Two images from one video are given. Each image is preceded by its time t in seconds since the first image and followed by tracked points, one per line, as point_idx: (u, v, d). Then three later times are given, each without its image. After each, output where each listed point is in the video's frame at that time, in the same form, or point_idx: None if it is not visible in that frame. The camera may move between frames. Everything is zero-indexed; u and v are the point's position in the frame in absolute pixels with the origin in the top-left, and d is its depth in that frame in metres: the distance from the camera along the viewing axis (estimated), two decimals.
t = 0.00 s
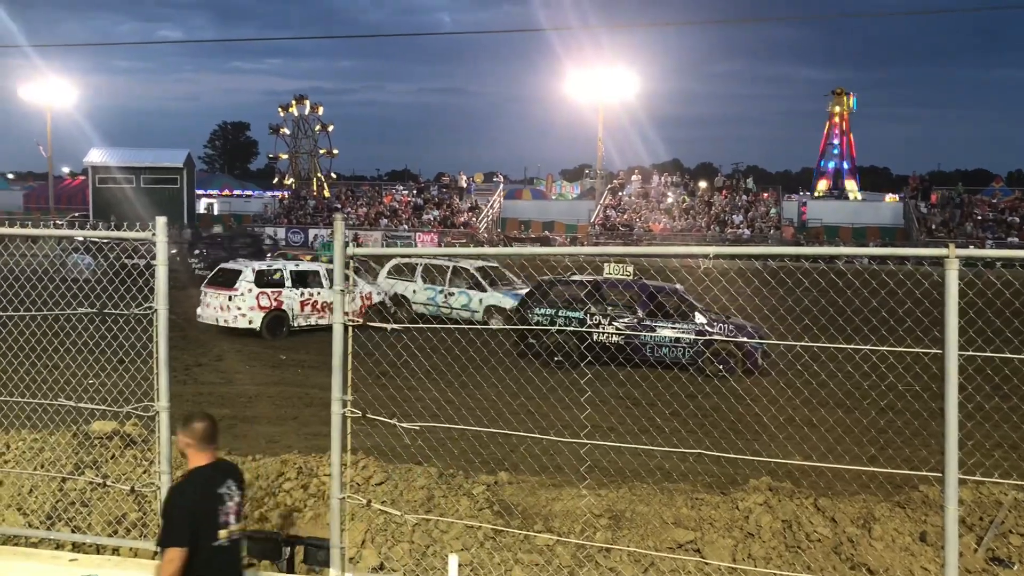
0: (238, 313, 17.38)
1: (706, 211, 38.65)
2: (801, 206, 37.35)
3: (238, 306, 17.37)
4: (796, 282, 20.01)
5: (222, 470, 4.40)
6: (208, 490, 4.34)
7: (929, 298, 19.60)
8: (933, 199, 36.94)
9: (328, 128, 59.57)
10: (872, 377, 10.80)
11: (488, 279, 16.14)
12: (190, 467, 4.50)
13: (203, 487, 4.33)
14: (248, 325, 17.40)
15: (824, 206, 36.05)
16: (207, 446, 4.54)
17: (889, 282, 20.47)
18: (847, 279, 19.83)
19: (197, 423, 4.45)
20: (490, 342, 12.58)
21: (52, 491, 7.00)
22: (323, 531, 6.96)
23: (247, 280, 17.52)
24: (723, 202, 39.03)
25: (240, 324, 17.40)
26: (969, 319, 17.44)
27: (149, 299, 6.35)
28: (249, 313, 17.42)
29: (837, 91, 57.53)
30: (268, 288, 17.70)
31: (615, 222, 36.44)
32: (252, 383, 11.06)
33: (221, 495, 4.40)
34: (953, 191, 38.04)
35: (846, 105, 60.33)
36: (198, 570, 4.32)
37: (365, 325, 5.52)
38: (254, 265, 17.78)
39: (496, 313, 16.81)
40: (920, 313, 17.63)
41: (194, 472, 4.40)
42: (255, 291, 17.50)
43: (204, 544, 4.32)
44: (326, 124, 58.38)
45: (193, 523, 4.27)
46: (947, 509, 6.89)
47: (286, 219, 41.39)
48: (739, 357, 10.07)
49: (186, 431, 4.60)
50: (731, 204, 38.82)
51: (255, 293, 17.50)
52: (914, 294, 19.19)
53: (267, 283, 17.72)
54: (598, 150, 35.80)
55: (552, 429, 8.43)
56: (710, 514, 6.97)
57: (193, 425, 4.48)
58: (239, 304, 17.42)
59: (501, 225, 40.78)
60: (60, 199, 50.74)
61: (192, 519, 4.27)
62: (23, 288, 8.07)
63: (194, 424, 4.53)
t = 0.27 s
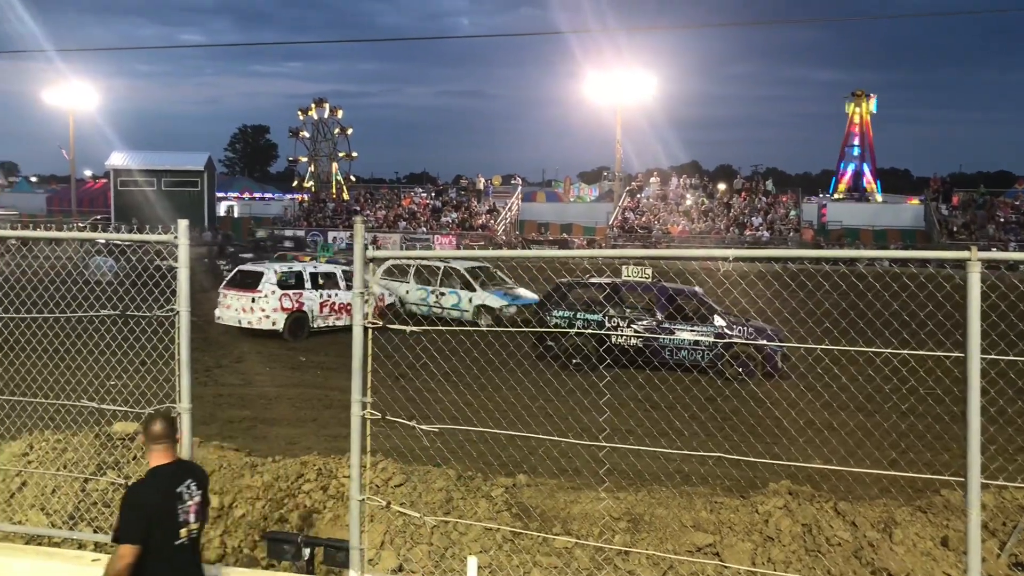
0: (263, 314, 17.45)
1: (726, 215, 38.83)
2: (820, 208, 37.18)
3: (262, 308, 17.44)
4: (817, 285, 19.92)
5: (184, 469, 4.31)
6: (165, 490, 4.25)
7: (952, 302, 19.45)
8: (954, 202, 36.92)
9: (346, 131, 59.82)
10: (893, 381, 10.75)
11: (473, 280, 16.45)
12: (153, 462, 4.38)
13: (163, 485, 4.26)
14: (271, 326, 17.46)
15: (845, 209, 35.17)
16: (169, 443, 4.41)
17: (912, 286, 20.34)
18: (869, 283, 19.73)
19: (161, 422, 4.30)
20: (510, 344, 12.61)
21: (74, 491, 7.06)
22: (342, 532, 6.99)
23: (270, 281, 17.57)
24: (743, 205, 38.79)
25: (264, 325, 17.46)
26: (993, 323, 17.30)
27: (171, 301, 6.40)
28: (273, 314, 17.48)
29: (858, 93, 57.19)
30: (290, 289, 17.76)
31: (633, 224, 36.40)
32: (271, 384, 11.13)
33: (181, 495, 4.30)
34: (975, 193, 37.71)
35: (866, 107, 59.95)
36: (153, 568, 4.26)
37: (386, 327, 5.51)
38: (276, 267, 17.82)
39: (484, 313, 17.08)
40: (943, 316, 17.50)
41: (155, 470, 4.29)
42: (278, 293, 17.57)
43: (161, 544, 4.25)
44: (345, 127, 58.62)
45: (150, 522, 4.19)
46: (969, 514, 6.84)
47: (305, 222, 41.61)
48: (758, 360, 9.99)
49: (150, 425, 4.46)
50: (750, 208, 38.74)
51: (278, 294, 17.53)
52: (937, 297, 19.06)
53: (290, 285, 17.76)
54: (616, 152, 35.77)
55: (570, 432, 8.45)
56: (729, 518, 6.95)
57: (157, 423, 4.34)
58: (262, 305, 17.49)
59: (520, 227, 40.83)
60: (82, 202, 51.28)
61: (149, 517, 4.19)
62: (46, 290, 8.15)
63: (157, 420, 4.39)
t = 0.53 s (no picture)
0: (304, 313, 17.67)
1: (760, 214, 38.70)
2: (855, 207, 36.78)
3: (302, 308, 17.66)
4: (855, 285, 19.70)
5: (168, 456, 4.21)
6: (148, 475, 4.14)
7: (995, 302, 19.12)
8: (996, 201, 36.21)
9: (376, 132, 60.15)
10: (931, 383, 10.61)
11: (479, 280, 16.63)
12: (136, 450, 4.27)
13: (146, 471, 4.14)
14: (311, 326, 17.66)
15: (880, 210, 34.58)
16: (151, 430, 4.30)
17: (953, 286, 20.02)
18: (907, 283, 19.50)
19: (145, 408, 4.20)
20: (543, 344, 12.65)
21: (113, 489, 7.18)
22: (377, 531, 7.04)
23: (310, 282, 17.78)
24: (777, 204, 38.28)
25: (304, 325, 17.67)
26: None
27: (208, 302, 6.47)
28: (313, 314, 17.70)
29: (895, 91, 56.52)
30: (329, 289, 17.95)
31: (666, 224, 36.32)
32: (304, 384, 11.27)
33: (163, 481, 4.20)
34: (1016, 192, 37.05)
35: (903, 104, 59.16)
36: (135, 556, 4.12)
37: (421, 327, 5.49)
38: (316, 267, 18.05)
39: (491, 312, 17.19)
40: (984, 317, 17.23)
41: (138, 457, 4.17)
42: (318, 293, 17.78)
43: (144, 531, 4.12)
44: (376, 127, 59.04)
45: (133, 509, 4.07)
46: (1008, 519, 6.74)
47: (338, 224, 42.00)
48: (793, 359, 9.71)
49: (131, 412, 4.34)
50: (785, 206, 38.39)
51: (317, 295, 17.74)
52: (979, 297, 18.75)
53: (329, 285, 17.96)
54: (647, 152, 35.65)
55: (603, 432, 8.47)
56: (763, 520, 6.91)
57: (139, 409, 4.23)
58: (303, 305, 17.70)
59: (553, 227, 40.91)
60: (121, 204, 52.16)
61: (131, 504, 4.07)
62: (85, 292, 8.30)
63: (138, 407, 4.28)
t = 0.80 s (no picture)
0: (357, 311, 17.96)
1: (809, 210, 38.46)
2: (907, 202, 36.02)
3: (354, 305, 17.96)
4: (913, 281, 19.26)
5: (167, 452, 4.50)
6: (146, 471, 4.42)
7: None
8: None
9: (417, 131, 60.45)
10: (990, 384, 10.35)
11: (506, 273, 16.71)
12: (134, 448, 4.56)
13: (145, 468, 4.42)
14: (364, 323, 17.95)
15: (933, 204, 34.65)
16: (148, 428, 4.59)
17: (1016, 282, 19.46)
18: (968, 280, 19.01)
19: (143, 408, 4.49)
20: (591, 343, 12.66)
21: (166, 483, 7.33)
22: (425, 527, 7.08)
23: (362, 280, 18.06)
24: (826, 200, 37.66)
25: (357, 322, 17.96)
26: None
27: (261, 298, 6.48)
28: (366, 311, 17.98)
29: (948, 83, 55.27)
30: (380, 287, 18.20)
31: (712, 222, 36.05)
32: (349, 382, 11.42)
33: (161, 476, 4.49)
34: None
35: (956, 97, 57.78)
36: (137, 547, 4.41)
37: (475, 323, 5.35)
38: (367, 265, 18.32)
39: (518, 306, 17.17)
40: None
41: (137, 454, 4.46)
42: (369, 291, 18.06)
43: (144, 523, 4.41)
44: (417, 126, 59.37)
45: (134, 504, 4.34)
46: None
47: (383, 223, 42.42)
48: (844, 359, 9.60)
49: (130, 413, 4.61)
50: (834, 203, 37.76)
51: (369, 293, 18.01)
52: None
53: (379, 283, 18.22)
54: (693, 149, 35.36)
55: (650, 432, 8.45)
56: (814, 520, 6.81)
57: (136, 410, 4.51)
58: (354, 303, 17.99)
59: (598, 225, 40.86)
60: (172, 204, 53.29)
61: (132, 499, 4.34)
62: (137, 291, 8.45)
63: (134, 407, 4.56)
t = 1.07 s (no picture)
0: (408, 306, 18.30)
1: (862, 206, 37.24)
2: (964, 198, 35.13)
3: (405, 301, 18.29)
4: (977, 280, 18.75)
5: (158, 439, 4.68)
6: (137, 458, 4.61)
7: None
8: None
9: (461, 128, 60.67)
10: None
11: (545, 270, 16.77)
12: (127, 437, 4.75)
13: (137, 456, 4.61)
14: (415, 318, 18.26)
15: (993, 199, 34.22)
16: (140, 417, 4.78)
17: None
18: None
19: (135, 397, 4.68)
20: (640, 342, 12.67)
21: (219, 475, 7.47)
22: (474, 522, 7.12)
23: (413, 276, 18.40)
24: (879, 195, 36.92)
25: (409, 317, 18.30)
26: None
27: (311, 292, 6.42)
28: (417, 306, 18.29)
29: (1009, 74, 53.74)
30: (430, 283, 18.49)
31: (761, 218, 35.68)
32: (397, 378, 11.59)
33: (153, 463, 4.67)
34: None
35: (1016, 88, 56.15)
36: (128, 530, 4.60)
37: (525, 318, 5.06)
38: (418, 262, 18.61)
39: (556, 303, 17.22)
40: None
41: (129, 442, 4.65)
42: (421, 288, 18.42)
43: (135, 508, 4.60)
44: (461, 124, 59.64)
45: (124, 490, 4.53)
46: None
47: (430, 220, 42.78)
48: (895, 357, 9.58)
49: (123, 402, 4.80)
50: (887, 198, 37.00)
51: (420, 289, 18.33)
52: None
53: (429, 279, 18.50)
54: (742, 144, 35.00)
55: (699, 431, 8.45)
56: (866, 520, 6.70)
57: (127, 400, 4.70)
58: (406, 299, 18.37)
59: (644, 221, 40.71)
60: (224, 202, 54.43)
61: (123, 484, 4.53)
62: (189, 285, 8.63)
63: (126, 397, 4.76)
